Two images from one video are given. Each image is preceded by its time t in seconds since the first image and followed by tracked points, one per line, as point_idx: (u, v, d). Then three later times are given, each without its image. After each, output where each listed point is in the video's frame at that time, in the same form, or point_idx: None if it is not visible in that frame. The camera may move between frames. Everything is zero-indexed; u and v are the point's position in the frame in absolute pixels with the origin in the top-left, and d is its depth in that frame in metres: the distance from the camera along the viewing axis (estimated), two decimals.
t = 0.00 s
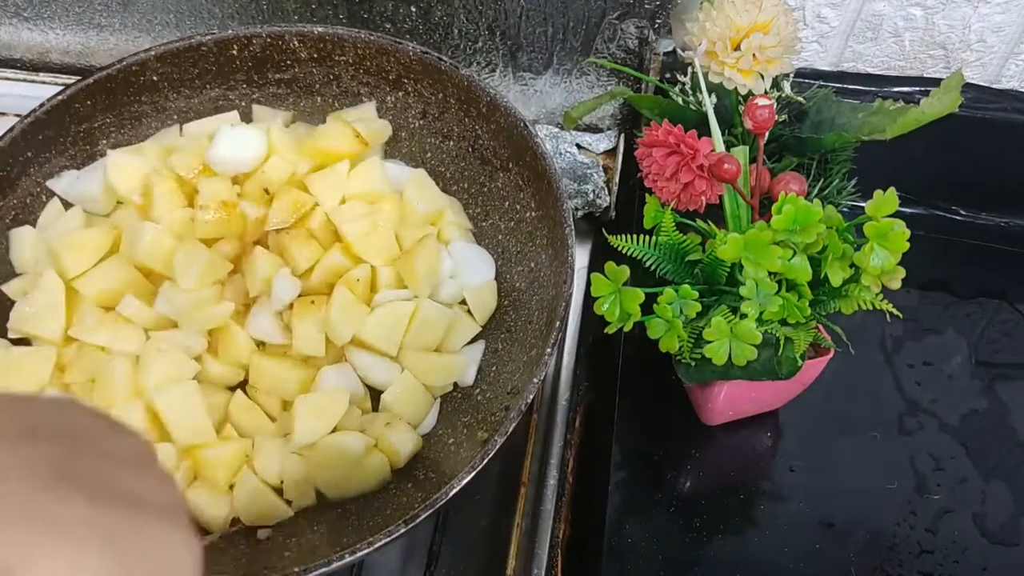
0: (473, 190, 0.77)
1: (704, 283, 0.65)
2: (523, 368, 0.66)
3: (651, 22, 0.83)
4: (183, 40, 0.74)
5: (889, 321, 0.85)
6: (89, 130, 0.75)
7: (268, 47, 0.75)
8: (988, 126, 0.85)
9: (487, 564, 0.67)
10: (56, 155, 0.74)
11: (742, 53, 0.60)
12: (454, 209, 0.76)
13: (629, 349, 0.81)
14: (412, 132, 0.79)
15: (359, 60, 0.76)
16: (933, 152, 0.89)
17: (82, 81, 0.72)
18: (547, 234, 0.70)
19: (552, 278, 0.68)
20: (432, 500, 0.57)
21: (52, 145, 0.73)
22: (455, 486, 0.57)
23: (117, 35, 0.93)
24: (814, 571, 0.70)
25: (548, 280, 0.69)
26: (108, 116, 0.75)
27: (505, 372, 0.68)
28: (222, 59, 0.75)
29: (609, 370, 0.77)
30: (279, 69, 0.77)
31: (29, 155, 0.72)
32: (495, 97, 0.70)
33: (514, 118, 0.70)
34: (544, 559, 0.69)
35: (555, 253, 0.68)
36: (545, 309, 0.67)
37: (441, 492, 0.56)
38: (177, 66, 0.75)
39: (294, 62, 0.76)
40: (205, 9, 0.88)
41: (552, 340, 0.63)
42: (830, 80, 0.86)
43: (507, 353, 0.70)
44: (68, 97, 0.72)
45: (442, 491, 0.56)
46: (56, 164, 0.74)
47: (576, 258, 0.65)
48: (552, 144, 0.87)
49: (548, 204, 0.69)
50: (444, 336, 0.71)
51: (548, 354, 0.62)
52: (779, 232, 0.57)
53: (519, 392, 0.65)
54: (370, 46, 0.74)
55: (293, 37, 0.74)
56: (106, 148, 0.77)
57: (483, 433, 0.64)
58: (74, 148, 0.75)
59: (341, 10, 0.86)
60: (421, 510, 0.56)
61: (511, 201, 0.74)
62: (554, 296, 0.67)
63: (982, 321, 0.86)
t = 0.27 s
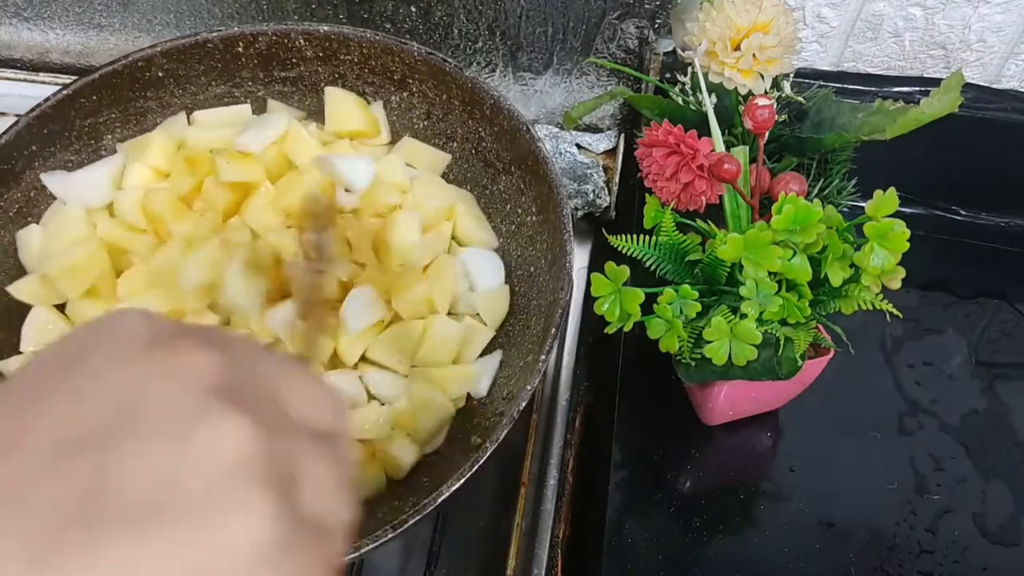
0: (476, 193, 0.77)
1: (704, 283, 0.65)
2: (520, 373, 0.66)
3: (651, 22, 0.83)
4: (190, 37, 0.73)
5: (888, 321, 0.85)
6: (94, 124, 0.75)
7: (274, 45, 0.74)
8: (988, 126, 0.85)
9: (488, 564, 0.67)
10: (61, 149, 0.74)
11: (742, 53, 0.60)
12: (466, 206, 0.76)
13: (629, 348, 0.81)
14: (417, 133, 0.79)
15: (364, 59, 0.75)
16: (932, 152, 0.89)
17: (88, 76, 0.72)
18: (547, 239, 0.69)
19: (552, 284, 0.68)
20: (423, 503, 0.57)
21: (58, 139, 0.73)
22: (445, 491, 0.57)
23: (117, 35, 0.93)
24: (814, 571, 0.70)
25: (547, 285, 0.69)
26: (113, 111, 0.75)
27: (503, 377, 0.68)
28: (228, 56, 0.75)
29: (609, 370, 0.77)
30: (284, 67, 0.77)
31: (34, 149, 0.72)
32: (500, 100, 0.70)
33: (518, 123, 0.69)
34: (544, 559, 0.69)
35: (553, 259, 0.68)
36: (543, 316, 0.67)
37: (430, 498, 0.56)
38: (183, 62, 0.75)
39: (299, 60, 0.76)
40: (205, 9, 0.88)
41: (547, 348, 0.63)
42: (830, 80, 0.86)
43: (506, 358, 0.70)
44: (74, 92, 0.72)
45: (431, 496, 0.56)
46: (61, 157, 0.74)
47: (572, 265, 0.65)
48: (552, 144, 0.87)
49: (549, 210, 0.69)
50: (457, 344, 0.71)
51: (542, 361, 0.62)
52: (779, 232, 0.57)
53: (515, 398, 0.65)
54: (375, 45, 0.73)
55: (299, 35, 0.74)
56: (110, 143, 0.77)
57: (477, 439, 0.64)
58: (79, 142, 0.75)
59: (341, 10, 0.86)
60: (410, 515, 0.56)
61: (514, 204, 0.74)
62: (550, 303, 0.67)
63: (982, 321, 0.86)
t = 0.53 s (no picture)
0: (480, 198, 0.77)
1: (704, 283, 0.65)
2: (517, 380, 0.66)
3: (651, 22, 0.83)
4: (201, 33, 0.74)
5: (889, 321, 0.85)
6: (103, 116, 0.75)
7: (285, 43, 0.75)
8: (988, 126, 0.85)
9: (487, 563, 0.67)
10: (69, 140, 0.75)
11: (742, 53, 0.60)
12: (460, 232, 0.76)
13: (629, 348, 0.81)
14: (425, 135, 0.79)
15: (375, 61, 0.75)
16: (932, 152, 0.89)
17: (99, 68, 0.72)
18: (548, 247, 0.69)
19: (551, 293, 0.67)
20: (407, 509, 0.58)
21: (68, 130, 0.74)
22: (431, 496, 0.57)
23: (117, 35, 0.93)
24: (815, 570, 0.70)
25: (546, 294, 0.68)
26: (123, 103, 0.75)
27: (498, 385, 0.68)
28: (239, 53, 0.76)
29: (609, 370, 0.77)
30: (295, 66, 0.77)
31: (42, 139, 0.73)
32: (507, 104, 0.70)
33: (524, 130, 0.70)
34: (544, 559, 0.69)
35: (553, 267, 0.68)
36: (539, 325, 0.67)
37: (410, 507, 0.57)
38: (194, 57, 0.75)
39: (310, 59, 0.76)
40: (205, 9, 0.88)
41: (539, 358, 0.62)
42: (830, 80, 0.86)
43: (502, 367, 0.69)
44: (85, 83, 0.72)
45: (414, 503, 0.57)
46: (69, 148, 0.75)
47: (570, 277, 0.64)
48: (552, 144, 0.87)
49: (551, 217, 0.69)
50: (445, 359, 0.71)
51: (535, 369, 0.62)
52: (779, 232, 0.57)
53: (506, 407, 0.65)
54: (385, 47, 0.73)
55: (310, 34, 0.74)
56: (119, 136, 0.77)
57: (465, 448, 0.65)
58: (88, 134, 0.75)
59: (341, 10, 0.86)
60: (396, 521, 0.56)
61: (517, 211, 0.73)
62: (545, 316, 0.67)
63: (982, 321, 0.86)
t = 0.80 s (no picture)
0: (481, 199, 0.76)
1: (704, 283, 0.65)
2: (516, 381, 0.66)
3: (651, 22, 0.83)
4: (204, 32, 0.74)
5: (889, 321, 0.85)
6: (106, 114, 0.75)
7: (288, 42, 0.75)
8: (988, 125, 0.85)
9: (488, 564, 0.67)
10: (71, 137, 0.75)
11: (742, 53, 0.60)
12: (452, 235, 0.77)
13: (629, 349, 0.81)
14: (426, 136, 0.79)
15: (377, 61, 0.75)
16: (932, 152, 0.89)
17: (101, 66, 0.72)
18: (549, 248, 0.69)
19: (552, 294, 0.67)
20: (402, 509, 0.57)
21: (70, 126, 0.74)
22: (428, 497, 0.57)
23: (117, 35, 0.93)
24: (815, 571, 0.70)
25: (547, 294, 0.68)
26: (125, 101, 0.76)
27: (497, 385, 0.68)
28: (241, 52, 0.76)
29: (609, 370, 0.77)
30: (297, 65, 0.77)
31: (45, 136, 0.73)
32: (508, 104, 0.70)
33: (526, 130, 0.70)
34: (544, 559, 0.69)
35: (554, 269, 0.68)
36: (539, 325, 0.67)
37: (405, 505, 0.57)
38: (196, 56, 0.75)
39: (312, 58, 0.76)
40: (205, 9, 0.88)
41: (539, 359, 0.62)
42: (830, 80, 0.86)
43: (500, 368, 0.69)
44: (86, 81, 0.72)
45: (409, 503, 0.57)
46: (71, 145, 0.75)
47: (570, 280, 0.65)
48: (552, 144, 0.87)
49: (552, 218, 0.69)
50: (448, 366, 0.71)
51: (533, 371, 0.62)
52: (779, 232, 0.57)
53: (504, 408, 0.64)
54: (387, 46, 0.74)
55: (312, 34, 0.74)
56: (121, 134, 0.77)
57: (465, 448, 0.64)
58: (90, 132, 0.75)
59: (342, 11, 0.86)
60: (392, 521, 0.56)
61: (518, 211, 0.73)
62: (545, 317, 0.67)
63: (982, 321, 0.86)
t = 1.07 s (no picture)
0: (481, 198, 0.77)
1: (704, 283, 0.65)
2: (516, 382, 0.66)
3: (651, 22, 0.83)
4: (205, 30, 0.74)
5: (889, 321, 0.85)
6: (106, 113, 0.75)
7: (288, 42, 0.75)
8: (988, 125, 0.85)
9: (488, 563, 0.68)
10: (72, 137, 0.74)
11: (742, 53, 0.60)
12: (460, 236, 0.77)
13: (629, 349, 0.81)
14: (426, 135, 0.79)
15: (378, 60, 0.75)
16: (931, 152, 0.89)
17: (102, 65, 0.72)
18: (548, 248, 0.69)
19: (551, 293, 0.67)
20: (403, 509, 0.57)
21: (70, 126, 0.74)
22: (428, 498, 0.57)
23: (117, 35, 0.93)
24: (815, 570, 0.70)
25: (546, 294, 0.68)
26: (127, 100, 0.75)
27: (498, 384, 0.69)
28: (242, 51, 0.76)
29: (609, 370, 0.77)
30: (297, 64, 0.77)
31: (45, 135, 0.73)
32: (508, 105, 0.70)
33: (527, 132, 0.70)
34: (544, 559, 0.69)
35: (553, 268, 0.68)
36: (539, 325, 0.68)
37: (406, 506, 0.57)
38: (197, 55, 0.75)
39: (313, 57, 0.76)
40: (205, 9, 0.88)
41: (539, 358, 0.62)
42: (830, 80, 0.86)
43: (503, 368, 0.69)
44: (88, 80, 0.72)
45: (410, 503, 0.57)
46: (72, 145, 0.75)
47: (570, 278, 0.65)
48: (552, 144, 0.87)
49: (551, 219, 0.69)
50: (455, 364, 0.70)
51: (534, 369, 0.62)
52: (779, 232, 0.57)
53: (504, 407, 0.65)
54: (388, 46, 0.73)
55: (313, 33, 0.74)
56: (122, 133, 0.77)
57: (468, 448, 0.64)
58: (91, 130, 0.75)
59: (342, 10, 0.86)
60: (391, 521, 0.56)
61: (518, 211, 0.74)
62: (545, 317, 0.67)
63: (983, 321, 0.85)
